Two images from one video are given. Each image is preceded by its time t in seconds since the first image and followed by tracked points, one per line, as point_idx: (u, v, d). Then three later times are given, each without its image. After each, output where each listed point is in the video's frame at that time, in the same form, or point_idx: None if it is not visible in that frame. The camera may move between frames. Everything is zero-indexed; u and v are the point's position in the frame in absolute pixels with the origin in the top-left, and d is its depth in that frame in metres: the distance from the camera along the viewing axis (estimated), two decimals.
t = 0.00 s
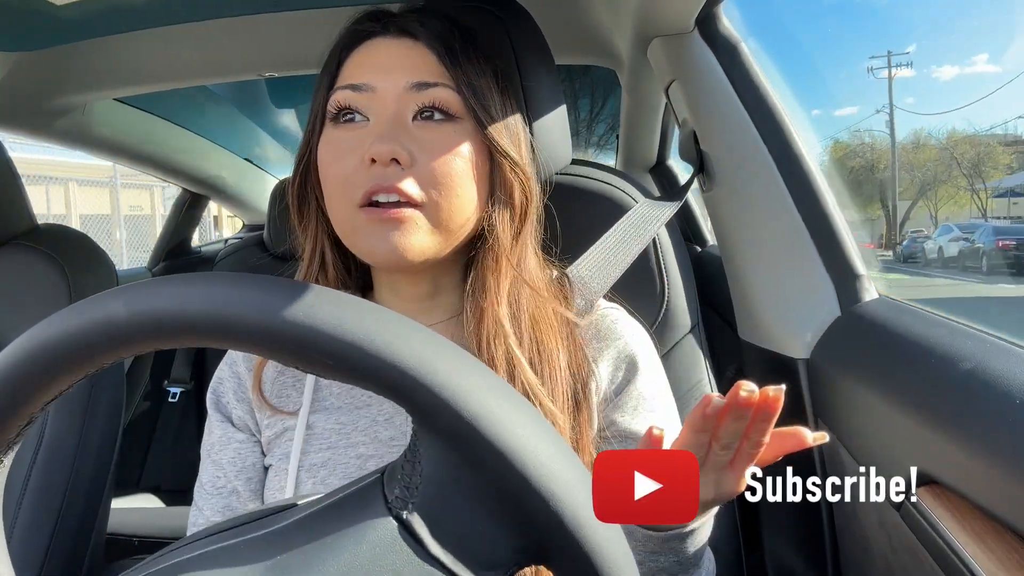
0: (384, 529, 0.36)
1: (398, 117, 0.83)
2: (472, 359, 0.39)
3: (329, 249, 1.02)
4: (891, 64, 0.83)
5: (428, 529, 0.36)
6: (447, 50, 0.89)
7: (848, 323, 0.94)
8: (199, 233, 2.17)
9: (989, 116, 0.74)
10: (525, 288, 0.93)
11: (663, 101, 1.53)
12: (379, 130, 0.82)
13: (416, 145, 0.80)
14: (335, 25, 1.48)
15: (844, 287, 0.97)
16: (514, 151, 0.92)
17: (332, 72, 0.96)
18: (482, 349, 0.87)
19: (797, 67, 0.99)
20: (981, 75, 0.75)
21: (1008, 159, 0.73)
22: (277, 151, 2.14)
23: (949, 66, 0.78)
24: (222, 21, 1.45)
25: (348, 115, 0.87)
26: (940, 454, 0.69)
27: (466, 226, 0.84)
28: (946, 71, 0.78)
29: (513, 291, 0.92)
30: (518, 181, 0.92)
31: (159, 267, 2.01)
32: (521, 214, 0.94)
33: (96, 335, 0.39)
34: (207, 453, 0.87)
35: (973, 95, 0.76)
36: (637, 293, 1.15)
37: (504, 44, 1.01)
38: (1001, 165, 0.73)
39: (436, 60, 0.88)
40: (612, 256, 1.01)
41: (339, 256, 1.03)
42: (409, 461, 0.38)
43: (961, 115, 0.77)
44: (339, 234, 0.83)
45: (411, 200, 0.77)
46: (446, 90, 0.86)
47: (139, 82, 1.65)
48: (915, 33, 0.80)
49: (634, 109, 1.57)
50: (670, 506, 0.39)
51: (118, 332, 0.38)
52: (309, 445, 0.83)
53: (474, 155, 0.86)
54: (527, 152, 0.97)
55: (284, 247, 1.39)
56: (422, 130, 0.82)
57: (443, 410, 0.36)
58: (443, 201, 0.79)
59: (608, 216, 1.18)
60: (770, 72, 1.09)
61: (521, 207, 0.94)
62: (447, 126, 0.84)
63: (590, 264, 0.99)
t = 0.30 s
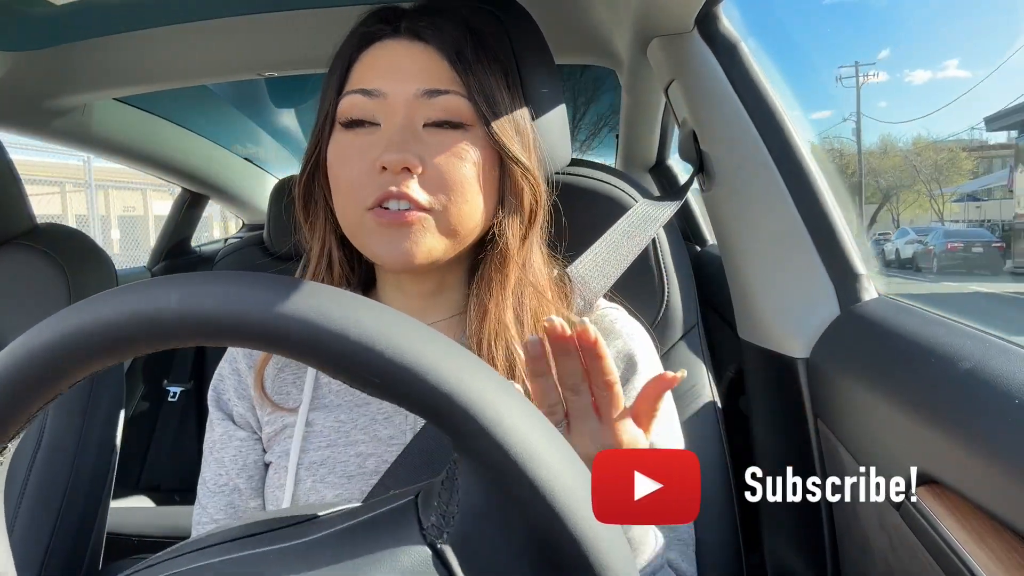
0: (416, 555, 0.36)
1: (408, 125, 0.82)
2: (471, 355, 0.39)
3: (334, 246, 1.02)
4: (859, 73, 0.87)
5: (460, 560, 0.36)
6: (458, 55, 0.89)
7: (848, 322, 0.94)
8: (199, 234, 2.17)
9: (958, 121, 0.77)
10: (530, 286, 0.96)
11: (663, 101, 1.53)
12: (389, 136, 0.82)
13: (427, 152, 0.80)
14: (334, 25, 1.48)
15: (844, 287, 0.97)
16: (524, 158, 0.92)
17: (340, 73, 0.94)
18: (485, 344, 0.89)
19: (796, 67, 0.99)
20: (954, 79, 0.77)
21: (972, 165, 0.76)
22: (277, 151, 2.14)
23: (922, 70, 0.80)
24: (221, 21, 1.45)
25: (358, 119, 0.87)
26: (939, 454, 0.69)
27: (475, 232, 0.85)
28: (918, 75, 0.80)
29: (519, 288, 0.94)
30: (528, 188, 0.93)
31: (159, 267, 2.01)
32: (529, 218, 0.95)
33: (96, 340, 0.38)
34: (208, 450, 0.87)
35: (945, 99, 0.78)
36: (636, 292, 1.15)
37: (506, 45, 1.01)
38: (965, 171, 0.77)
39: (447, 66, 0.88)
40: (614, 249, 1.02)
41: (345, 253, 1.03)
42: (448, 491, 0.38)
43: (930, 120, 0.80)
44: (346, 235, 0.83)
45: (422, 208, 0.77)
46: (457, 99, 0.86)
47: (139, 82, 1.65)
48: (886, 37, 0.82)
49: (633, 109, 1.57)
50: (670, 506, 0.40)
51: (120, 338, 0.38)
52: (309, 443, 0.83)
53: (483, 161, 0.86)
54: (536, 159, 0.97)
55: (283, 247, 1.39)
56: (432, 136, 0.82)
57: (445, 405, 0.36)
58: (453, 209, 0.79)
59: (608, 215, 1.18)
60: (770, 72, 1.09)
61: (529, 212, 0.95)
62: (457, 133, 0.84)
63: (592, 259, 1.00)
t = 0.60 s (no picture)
0: None
1: (398, 133, 0.83)
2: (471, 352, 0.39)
3: (327, 253, 1.02)
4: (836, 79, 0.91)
5: None
6: (447, 56, 0.88)
7: (846, 322, 0.94)
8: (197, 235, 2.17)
9: (937, 120, 0.79)
10: (524, 293, 0.93)
11: (660, 101, 1.53)
12: (380, 145, 0.82)
13: (418, 162, 0.81)
14: (331, 25, 1.48)
15: (841, 287, 0.98)
16: (517, 163, 0.92)
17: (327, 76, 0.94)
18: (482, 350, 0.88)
19: (791, 65, 1.00)
20: (933, 82, 0.79)
21: (940, 170, 0.79)
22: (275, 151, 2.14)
23: (902, 73, 0.82)
24: (219, 22, 1.45)
25: (348, 126, 0.87)
26: (937, 453, 0.69)
27: (468, 239, 0.87)
28: (898, 79, 0.82)
29: (512, 298, 0.92)
30: (523, 193, 0.93)
31: (157, 268, 2.01)
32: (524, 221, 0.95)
33: (87, 344, 0.38)
34: (204, 455, 0.87)
35: (924, 102, 0.80)
36: (634, 292, 1.16)
37: (503, 46, 1.01)
38: (935, 174, 0.80)
39: (437, 71, 0.87)
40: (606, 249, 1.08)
41: (337, 257, 1.03)
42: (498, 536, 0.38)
43: (909, 122, 0.82)
44: (340, 244, 0.85)
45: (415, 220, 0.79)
46: (448, 105, 0.86)
47: (137, 83, 1.65)
48: (867, 41, 0.85)
49: (630, 110, 1.57)
50: (670, 505, 0.39)
51: (112, 344, 0.38)
52: (303, 447, 0.84)
53: (475, 167, 0.86)
54: (528, 157, 0.97)
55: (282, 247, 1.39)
56: (423, 145, 0.82)
57: (447, 401, 0.36)
58: (446, 222, 0.81)
59: (606, 215, 1.18)
60: (767, 72, 1.09)
61: (524, 218, 0.94)
62: (449, 140, 0.84)
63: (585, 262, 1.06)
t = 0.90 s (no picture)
0: None
1: (393, 134, 0.82)
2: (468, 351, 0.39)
3: (323, 253, 1.02)
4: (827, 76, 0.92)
5: None
6: (441, 57, 0.88)
7: (844, 321, 0.94)
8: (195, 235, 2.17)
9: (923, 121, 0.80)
10: (518, 294, 0.93)
11: (658, 100, 1.53)
12: (376, 146, 0.82)
13: (415, 162, 0.81)
14: (329, 26, 1.48)
15: (838, 286, 0.98)
16: (512, 163, 0.92)
17: (323, 77, 0.93)
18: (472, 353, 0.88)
19: (786, 65, 1.01)
20: (919, 84, 0.80)
21: (917, 172, 0.81)
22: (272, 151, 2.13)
23: (887, 76, 0.83)
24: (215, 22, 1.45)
25: (343, 128, 0.86)
26: (935, 453, 0.69)
27: (466, 237, 0.87)
28: (884, 81, 0.84)
29: (504, 298, 0.92)
30: (518, 193, 0.93)
31: (152, 268, 2.00)
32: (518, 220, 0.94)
33: (82, 346, 0.38)
34: (200, 456, 0.86)
35: (908, 104, 0.82)
36: (632, 291, 1.16)
37: (501, 47, 1.01)
38: (914, 177, 0.82)
39: (431, 71, 0.87)
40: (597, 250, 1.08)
41: (332, 258, 1.03)
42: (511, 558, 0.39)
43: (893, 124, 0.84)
44: (337, 245, 0.85)
45: (412, 220, 0.79)
46: (443, 106, 0.85)
47: (134, 82, 1.65)
48: (850, 45, 0.86)
49: (628, 110, 1.57)
50: (671, 505, 0.39)
51: (108, 347, 0.38)
52: (299, 446, 0.83)
53: (471, 167, 0.86)
54: (523, 155, 0.97)
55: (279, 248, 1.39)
56: (419, 146, 0.82)
57: (446, 400, 0.36)
58: (443, 221, 0.81)
59: (603, 215, 1.18)
60: (763, 71, 1.09)
61: (519, 217, 0.94)
62: (444, 141, 0.84)
63: (580, 263, 1.06)
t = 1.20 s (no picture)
0: None
1: (405, 135, 0.83)
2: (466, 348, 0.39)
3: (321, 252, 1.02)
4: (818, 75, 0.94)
5: None
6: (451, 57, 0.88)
7: (843, 322, 0.94)
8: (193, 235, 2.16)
9: (909, 121, 0.82)
10: (514, 293, 0.93)
11: (657, 101, 1.53)
12: (388, 147, 0.83)
13: (427, 163, 0.82)
14: (328, 27, 1.48)
15: (837, 287, 0.98)
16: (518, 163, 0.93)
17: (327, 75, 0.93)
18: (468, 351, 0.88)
19: (784, 65, 1.01)
20: (908, 86, 0.81)
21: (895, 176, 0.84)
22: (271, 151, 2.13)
23: (877, 78, 0.85)
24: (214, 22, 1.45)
25: (352, 127, 0.87)
26: (935, 453, 0.69)
27: (476, 236, 0.89)
28: (874, 82, 0.85)
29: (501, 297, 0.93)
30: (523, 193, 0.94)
31: (150, 267, 1.99)
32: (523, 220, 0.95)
33: (81, 348, 0.38)
34: (199, 458, 0.86)
35: (897, 103, 0.83)
36: (631, 292, 1.16)
37: (501, 48, 1.01)
38: (892, 183, 0.85)
39: (442, 71, 0.87)
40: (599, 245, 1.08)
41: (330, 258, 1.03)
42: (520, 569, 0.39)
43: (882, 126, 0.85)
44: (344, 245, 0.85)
45: (424, 221, 0.80)
46: (454, 107, 0.86)
47: (132, 82, 1.65)
48: (842, 47, 0.87)
49: (627, 111, 1.57)
50: (669, 506, 0.40)
51: (108, 347, 0.38)
52: (294, 446, 0.83)
53: (481, 168, 0.87)
54: (524, 153, 0.97)
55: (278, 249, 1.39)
56: (431, 146, 0.83)
57: (445, 398, 0.36)
58: (457, 220, 0.83)
59: (601, 215, 1.18)
60: (761, 72, 1.09)
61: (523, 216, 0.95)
62: (455, 143, 0.85)
63: (577, 261, 1.06)
